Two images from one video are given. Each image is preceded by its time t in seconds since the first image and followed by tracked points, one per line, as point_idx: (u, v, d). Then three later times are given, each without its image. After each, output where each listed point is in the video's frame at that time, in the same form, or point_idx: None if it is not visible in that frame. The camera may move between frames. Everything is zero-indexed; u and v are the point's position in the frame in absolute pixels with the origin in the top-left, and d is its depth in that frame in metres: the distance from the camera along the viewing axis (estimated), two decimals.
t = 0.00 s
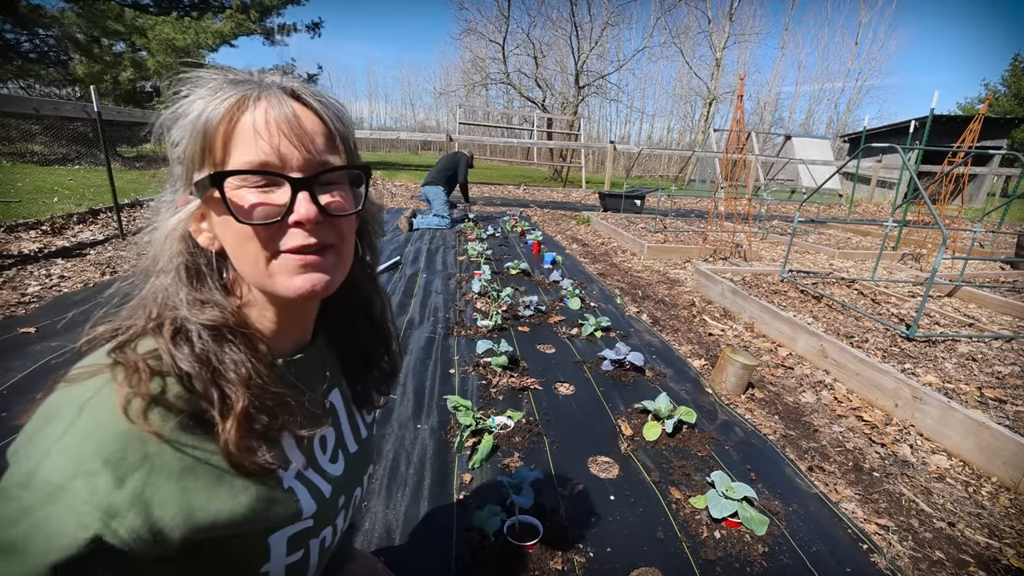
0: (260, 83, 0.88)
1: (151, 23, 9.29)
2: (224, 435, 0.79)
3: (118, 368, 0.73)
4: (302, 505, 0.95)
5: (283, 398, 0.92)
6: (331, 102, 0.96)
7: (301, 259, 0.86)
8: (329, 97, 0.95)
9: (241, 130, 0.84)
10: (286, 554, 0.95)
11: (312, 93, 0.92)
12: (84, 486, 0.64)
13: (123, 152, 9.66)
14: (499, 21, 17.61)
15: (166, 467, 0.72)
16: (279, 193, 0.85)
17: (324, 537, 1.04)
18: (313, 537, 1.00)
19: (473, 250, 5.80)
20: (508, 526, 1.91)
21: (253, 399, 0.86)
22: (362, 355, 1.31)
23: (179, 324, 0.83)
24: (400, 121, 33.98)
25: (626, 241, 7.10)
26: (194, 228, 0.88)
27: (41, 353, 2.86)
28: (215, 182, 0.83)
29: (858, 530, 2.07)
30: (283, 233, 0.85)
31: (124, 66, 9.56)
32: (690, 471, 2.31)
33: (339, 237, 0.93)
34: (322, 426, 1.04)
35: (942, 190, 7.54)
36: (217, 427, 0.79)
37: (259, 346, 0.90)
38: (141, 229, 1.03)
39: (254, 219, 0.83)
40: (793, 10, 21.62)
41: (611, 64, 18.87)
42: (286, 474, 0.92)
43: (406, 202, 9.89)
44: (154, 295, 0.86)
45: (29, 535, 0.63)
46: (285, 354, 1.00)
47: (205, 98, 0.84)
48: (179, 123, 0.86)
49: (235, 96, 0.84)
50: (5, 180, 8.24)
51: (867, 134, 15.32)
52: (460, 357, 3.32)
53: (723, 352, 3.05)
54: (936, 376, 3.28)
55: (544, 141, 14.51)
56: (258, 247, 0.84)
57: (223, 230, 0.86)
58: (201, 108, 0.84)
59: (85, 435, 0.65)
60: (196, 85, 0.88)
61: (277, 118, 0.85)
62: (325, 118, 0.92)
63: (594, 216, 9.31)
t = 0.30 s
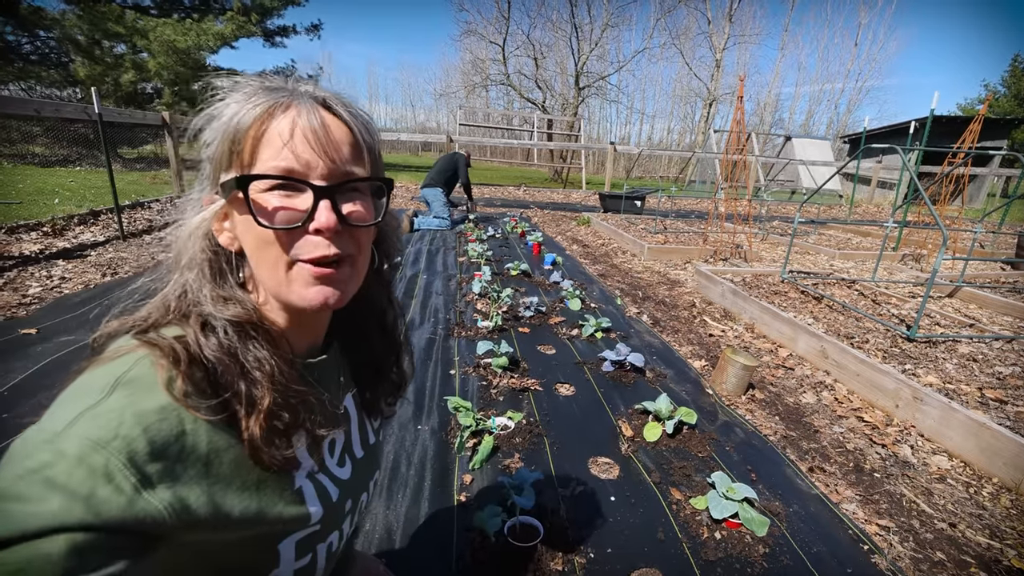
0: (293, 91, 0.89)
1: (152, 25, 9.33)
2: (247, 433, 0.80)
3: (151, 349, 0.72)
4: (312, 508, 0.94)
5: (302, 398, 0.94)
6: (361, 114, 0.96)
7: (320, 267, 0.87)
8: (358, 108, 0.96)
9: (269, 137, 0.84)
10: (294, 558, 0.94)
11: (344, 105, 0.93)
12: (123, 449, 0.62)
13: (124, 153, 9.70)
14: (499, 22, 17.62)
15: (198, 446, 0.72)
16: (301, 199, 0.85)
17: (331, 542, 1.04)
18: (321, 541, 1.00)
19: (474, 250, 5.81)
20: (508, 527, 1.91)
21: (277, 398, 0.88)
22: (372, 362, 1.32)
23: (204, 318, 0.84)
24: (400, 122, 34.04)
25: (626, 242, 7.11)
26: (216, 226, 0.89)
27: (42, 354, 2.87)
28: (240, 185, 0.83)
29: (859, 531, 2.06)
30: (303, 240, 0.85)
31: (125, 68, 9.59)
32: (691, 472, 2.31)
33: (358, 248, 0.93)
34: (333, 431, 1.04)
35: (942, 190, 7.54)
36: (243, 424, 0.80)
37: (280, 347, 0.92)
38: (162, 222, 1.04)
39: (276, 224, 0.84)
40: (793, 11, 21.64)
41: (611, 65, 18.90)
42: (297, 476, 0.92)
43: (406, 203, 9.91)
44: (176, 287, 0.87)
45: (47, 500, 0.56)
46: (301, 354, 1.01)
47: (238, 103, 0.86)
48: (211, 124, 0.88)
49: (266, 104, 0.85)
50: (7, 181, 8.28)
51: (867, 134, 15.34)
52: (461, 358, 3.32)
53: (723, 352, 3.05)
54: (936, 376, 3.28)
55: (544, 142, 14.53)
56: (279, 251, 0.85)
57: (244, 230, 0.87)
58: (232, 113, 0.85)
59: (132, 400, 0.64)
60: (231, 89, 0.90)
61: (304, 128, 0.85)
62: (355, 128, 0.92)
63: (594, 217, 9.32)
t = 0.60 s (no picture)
0: (285, 93, 0.88)
1: (165, 27, 9.44)
2: (250, 442, 0.80)
3: (153, 355, 0.73)
4: (315, 517, 0.93)
5: (304, 406, 0.94)
6: (355, 115, 0.96)
7: (320, 274, 0.86)
8: (352, 109, 0.96)
9: (263, 141, 0.84)
10: (296, 567, 0.94)
11: (337, 106, 0.93)
12: (124, 459, 0.61)
13: (137, 154, 9.82)
14: (507, 24, 17.62)
15: (200, 455, 0.71)
16: (299, 205, 0.85)
17: (335, 549, 1.04)
18: (323, 549, 0.99)
19: (481, 251, 5.81)
20: (516, 529, 1.90)
21: (280, 407, 0.89)
22: (377, 367, 1.32)
23: (206, 326, 0.84)
24: (408, 123, 34.18)
25: (634, 244, 7.08)
26: (214, 234, 0.90)
27: (56, 351, 2.90)
28: (236, 193, 0.83)
29: (872, 538, 2.03)
30: (302, 247, 0.85)
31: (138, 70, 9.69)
32: (700, 476, 2.29)
33: (359, 252, 0.93)
34: (337, 439, 1.04)
35: (956, 192, 7.44)
36: (245, 433, 0.81)
37: (283, 355, 0.92)
38: (164, 230, 1.05)
39: (275, 231, 0.84)
40: (803, 11, 21.48)
41: (619, 66, 18.85)
42: (301, 484, 0.91)
43: (414, 204, 9.93)
44: (177, 296, 0.88)
45: (49, 510, 0.55)
46: (304, 360, 1.01)
47: (230, 108, 0.85)
48: (202, 130, 0.87)
49: (258, 107, 0.84)
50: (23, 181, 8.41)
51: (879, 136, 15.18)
52: (468, 359, 3.32)
53: (732, 355, 3.02)
54: (951, 381, 3.22)
55: (552, 143, 14.52)
56: (278, 259, 0.85)
57: (242, 239, 0.87)
58: (224, 118, 0.84)
59: (134, 408, 0.65)
60: (221, 93, 0.89)
61: (299, 131, 0.84)
62: (350, 129, 0.92)
63: (602, 218, 9.29)
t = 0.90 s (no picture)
0: (277, 93, 0.90)
1: (180, 31, 9.61)
2: (262, 444, 0.82)
3: (164, 358, 0.75)
4: (325, 519, 0.94)
5: (314, 409, 0.95)
6: (345, 108, 0.98)
7: (327, 271, 0.87)
8: (342, 102, 0.97)
9: (260, 143, 0.85)
10: (306, 568, 0.94)
11: (329, 101, 0.94)
12: (139, 461, 0.63)
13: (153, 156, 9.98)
14: (517, 26, 17.65)
15: (211, 457, 0.72)
16: (302, 205, 0.86)
17: (343, 551, 1.04)
18: (332, 550, 1.00)
19: (490, 253, 5.82)
20: (523, 531, 1.90)
21: (292, 409, 0.90)
22: (386, 367, 1.33)
23: (217, 333, 0.86)
24: (418, 126, 34.36)
25: (643, 246, 7.05)
26: (219, 243, 0.91)
27: (73, 349, 2.96)
28: (239, 199, 0.84)
29: (884, 545, 2.00)
30: (308, 247, 0.86)
31: (154, 73, 9.85)
32: (708, 480, 2.27)
33: (364, 246, 0.94)
34: (346, 441, 1.05)
35: (972, 195, 7.32)
36: (258, 436, 0.82)
37: (294, 357, 0.94)
38: (173, 243, 1.07)
39: (281, 234, 0.85)
40: (816, 12, 21.29)
41: (629, 68, 18.81)
42: (311, 487, 0.92)
43: (423, 206, 9.98)
44: (189, 304, 0.89)
45: (66, 511, 0.56)
46: (314, 360, 1.02)
47: (224, 114, 0.86)
48: (199, 139, 0.89)
49: (252, 110, 0.86)
50: (42, 183, 8.58)
51: (892, 138, 14.99)
52: (476, 361, 3.33)
53: (742, 358, 3.00)
54: (966, 387, 3.17)
55: (561, 145, 14.52)
56: (285, 261, 0.86)
57: (248, 246, 0.88)
58: (220, 124, 0.85)
59: (148, 410, 0.66)
60: (213, 100, 0.90)
61: (295, 128, 0.86)
62: (343, 124, 0.93)
63: (611, 220, 9.27)
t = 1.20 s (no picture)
0: (298, 97, 0.90)
1: (199, 36, 9.81)
2: (275, 440, 0.82)
3: (179, 355, 0.75)
4: (337, 514, 0.94)
5: (326, 407, 0.95)
6: (366, 113, 0.97)
7: (341, 275, 0.88)
8: (364, 108, 0.97)
9: (281, 146, 0.85)
10: (317, 563, 0.95)
11: (349, 106, 0.94)
12: (155, 454, 0.63)
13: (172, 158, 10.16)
14: (529, 28, 17.68)
15: (225, 451, 0.73)
16: (319, 208, 0.87)
17: (355, 547, 1.04)
18: (344, 546, 1.00)
19: (502, 255, 5.82)
20: (535, 533, 1.89)
21: (305, 406, 0.90)
22: (397, 367, 1.33)
23: (231, 329, 0.87)
24: (430, 128, 34.60)
25: (656, 249, 7.00)
26: (235, 240, 0.92)
27: (95, 347, 3.01)
28: (258, 200, 0.85)
29: (905, 556, 1.95)
30: (323, 249, 0.86)
31: (173, 77, 10.04)
32: (722, 486, 2.24)
33: (377, 251, 0.94)
34: (358, 438, 1.05)
35: (995, 197, 7.15)
36: (270, 432, 0.82)
37: (306, 355, 0.94)
38: (191, 237, 1.08)
39: (298, 236, 0.85)
40: (832, 12, 21.01)
41: (642, 70, 18.74)
42: (323, 483, 0.92)
43: (435, 207, 10.02)
44: (204, 299, 0.90)
45: (86, 502, 0.56)
46: (324, 357, 1.03)
47: (246, 115, 0.86)
48: (221, 138, 0.89)
49: (275, 112, 0.86)
50: (65, 184, 8.80)
51: (912, 139, 14.71)
52: (488, 362, 3.33)
53: (757, 363, 2.95)
54: (990, 395, 3.08)
55: (573, 147, 14.49)
56: (299, 261, 0.86)
57: (264, 244, 0.88)
58: (242, 124, 0.86)
59: (163, 404, 0.66)
60: (237, 101, 0.91)
61: (315, 132, 0.86)
62: (363, 130, 0.93)
63: (623, 222, 9.22)
